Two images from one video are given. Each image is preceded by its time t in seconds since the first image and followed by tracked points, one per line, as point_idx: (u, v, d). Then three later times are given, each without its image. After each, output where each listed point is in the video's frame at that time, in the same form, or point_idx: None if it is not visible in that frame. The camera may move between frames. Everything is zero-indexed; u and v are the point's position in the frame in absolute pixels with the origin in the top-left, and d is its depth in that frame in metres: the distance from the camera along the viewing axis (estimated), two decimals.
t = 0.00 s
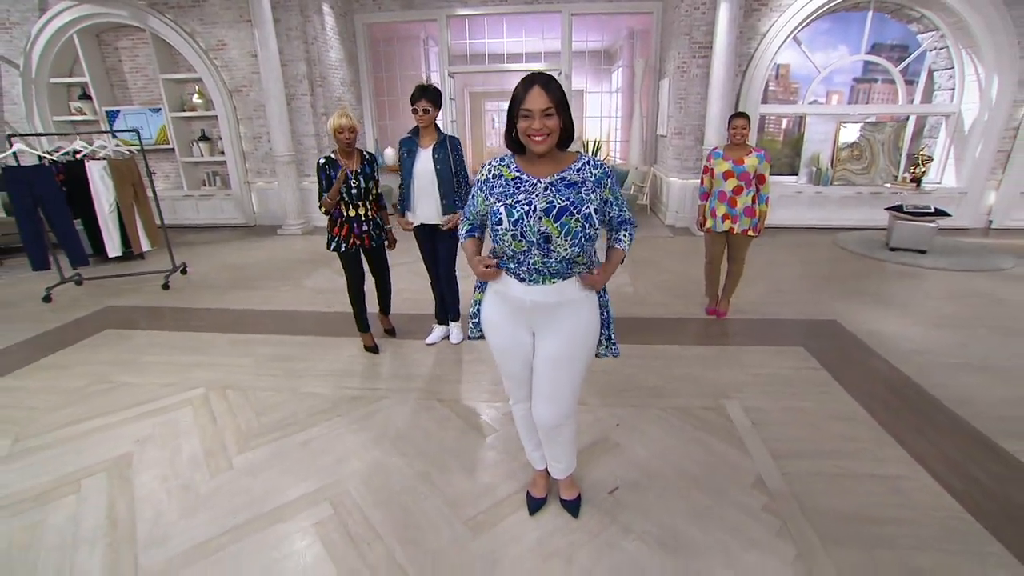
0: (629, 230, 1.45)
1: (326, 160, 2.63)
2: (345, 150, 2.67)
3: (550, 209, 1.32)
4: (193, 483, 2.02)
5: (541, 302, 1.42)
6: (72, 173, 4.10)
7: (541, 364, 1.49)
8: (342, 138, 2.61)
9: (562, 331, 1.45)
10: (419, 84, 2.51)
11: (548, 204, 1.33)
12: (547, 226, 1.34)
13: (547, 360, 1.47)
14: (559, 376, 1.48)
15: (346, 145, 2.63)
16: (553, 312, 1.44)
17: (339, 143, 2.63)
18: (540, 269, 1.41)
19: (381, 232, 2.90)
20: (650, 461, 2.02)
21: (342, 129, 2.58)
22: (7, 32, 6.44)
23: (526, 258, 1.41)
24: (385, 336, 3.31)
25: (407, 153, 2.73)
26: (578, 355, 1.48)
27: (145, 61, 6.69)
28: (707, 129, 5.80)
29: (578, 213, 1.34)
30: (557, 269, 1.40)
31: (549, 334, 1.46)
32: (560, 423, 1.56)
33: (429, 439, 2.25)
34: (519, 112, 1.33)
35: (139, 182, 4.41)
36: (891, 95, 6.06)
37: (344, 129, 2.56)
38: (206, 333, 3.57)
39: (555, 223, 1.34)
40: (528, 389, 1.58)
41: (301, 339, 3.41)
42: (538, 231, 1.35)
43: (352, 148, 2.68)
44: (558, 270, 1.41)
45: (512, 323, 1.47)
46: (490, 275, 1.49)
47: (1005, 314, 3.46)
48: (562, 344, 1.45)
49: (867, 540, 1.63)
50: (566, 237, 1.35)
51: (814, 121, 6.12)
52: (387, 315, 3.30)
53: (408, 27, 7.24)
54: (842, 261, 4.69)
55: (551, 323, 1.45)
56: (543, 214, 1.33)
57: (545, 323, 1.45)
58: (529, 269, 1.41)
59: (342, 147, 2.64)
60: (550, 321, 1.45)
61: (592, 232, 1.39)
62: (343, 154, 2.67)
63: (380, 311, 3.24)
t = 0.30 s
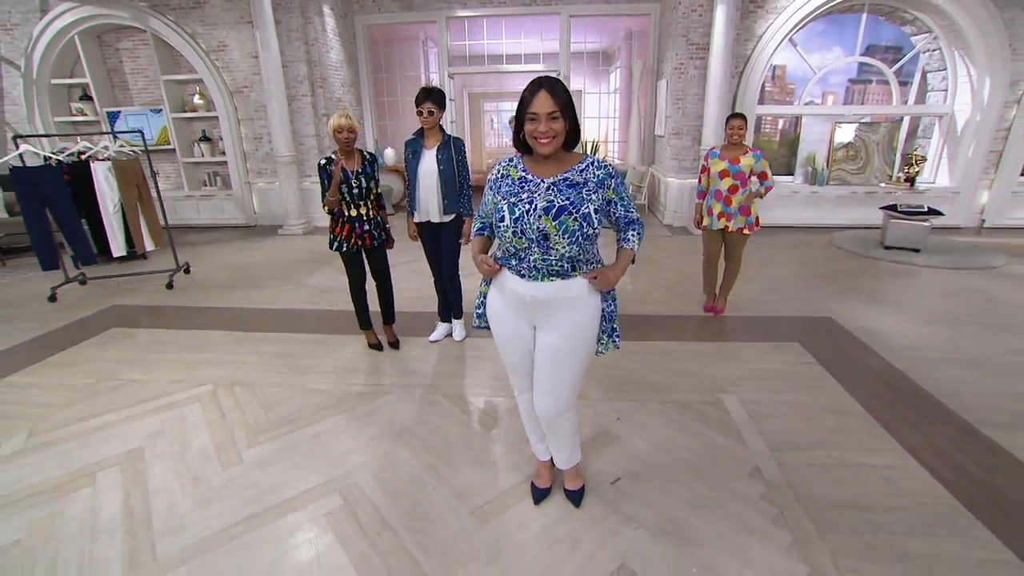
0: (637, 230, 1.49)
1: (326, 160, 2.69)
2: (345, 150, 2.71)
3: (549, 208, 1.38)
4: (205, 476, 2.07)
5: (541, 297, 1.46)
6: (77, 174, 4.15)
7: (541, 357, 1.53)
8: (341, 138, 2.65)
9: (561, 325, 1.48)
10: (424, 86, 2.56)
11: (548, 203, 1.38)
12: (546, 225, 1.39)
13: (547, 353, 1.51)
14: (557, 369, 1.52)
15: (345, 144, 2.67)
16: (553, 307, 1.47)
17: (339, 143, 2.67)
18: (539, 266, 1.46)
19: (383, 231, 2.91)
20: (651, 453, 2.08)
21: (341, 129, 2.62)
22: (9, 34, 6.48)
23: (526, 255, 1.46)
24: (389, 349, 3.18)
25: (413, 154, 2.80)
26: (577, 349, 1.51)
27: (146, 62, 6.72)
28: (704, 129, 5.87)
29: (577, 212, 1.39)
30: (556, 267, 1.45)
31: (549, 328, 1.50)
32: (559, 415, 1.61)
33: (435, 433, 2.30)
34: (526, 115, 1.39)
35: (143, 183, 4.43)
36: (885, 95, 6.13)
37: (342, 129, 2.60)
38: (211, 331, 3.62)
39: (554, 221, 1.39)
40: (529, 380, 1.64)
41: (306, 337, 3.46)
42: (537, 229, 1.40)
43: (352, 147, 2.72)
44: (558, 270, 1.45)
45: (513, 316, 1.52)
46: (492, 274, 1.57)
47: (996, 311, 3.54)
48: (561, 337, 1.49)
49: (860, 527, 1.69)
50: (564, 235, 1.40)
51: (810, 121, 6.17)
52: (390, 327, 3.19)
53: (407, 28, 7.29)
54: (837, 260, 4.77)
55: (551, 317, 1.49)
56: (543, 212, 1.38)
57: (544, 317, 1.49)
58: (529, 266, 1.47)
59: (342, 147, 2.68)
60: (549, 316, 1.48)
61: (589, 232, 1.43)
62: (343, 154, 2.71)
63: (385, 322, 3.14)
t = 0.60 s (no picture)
0: (637, 228, 1.56)
1: (329, 160, 2.72)
2: (348, 152, 2.75)
3: (557, 205, 1.44)
4: (217, 469, 2.13)
5: (550, 291, 1.52)
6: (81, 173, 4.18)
7: (548, 349, 1.58)
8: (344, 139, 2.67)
9: (567, 319, 1.54)
10: (428, 88, 2.62)
11: (556, 201, 1.44)
12: (554, 221, 1.45)
13: (553, 345, 1.57)
14: (564, 361, 1.58)
15: (348, 146, 2.69)
16: (559, 301, 1.52)
17: (343, 145, 2.70)
18: (547, 263, 1.51)
19: (385, 233, 2.88)
20: (651, 444, 2.14)
21: (344, 131, 2.63)
22: (9, 35, 6.50)
23: (535, 251, 1.52)
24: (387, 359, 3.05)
25: (417, 154, 2.85)
26: (582, 342, 1.56)
27: (146, 63, 6.74)
28: (701, 129, 5.94)
29: (583, 209, 1.45)
30: (563, 263, 1.50)
31: (555, 320, 1.55)
32: (564, 406, 1.67)
33: (441, 426, 2.36)
34: (533, 116, 1.44)
35: (146, 182, 4.50)
36: (879, 96, 6.22)
37: (345, 131, 2.60)
38: (215, 329, 3.66)
39: (562, 218, 1.44)
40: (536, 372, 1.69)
41: (310, 334, 3.51)
42: (545, 226, 1.46)
43: (355, 149, 2.75)
44: (563, 265, 1.51)
45: (521, 310, 1.57)
46: (501, 269, 1.60)
47: (986, 307, 3.62)
48: (568, 330, 1.54)
49: (853, 512, 1.76)
50: (571, 232, 1.46)
51: (805, 121, 6.24)
52: (387, 337, 3.05)
53: (406, 29, 7.34)
54: (833, 258, 4.84)
55: (557, 312, 1.54)
56: (551, 210, 1.44)
57: (551, 311, 1.55)
58: (538, 262, 1.52)
59: (344, 149, 2.71)
60: (555, 310, 1.54)
61: (596, 228, 1.49)
62: (346, 156, 2.75)
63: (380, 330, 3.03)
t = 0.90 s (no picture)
0: (634, 225, 1.61)
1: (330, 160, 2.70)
2: (350, 151, 2.72)
3: (567, 202, 1.49)
4: (226, 462, 2.16)
5: (560, 286, 1.58)
6: (81, 173, 4.20)
7: (557, 342, 1.64)
8: (347, 139, 2.65)
9: (577, 312, 1.59)
10: (429, 89, 2.65)
11: (566, 197, 1.49)
12: (565, 217, 1.51)
13: (562, 337, 1.62)
14: (573, 353, 1.63)
15: (351, 145, 2.67)
16: (569, 294, 1.58)
17: (344, 144, 2.68)
18: (559, 257, 1.57)
19: (386, 234, 2.87)
20: (651, 436, 2.20)
21: (346, 130, 2.62)
22: (4, 35, 6.48)
23: (546, 247, 1.57)
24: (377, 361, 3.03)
25: (419, 153, 2.90)
26: (590, 335, 1.62)
27: (143, 62, 6.74)
28: (696, 129, 6.02)
29: (593, 205, 1.51)
30: (574, 256, 1.57)
31: (565, 314, 1.61)
32: (572, 396, 1.72)
33: (445, 420, 2.41)
34: (539, 114, 1.49)
35: (146, 182, 4.50)
36: (871, 97, 6.32)
37: (346, 130, 2.59)
38: (217, 328, 3.69)
39: (572, 214, 1.50)
40: (543, 365, 1.74)
41: (312, 332, 3.55)
42: (556, 222, 1.51)
43: (357, 149, 2.72)
44: (572, 258, 1.57)
45: (531, 305, 1.62)
46: (509, 266, 1.63)
47: (974, 302, 3.71)
48: (577, 323, 1.60)
49: (846, 498, 1.82)
50: (582, 227, 1.52)
51: (799, 121, 6.32)
52: (382, 337, 3.06)
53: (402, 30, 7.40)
54: (826, 255, 4.92)
55: (566, 305, 1.60)
56: (562, 206, 1.50)
57: (561, 304, 1.60)
58: (550, 257, 1.57)
59: (346, 148, 2.68)
60: (565, 302, 1.59)
61: (604, 223, 1.56)
62: (348, 155, 2.73)
63: (375, 331, 3.04)
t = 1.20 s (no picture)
0: (637, 220, 1.67)
1: (334, 161, 2.72)
2: (354, 151, 2.71)
3: (573, 197, 1.54)
4: (236, 456, 2.20)
5: (566, 280, 1.63)
6: (84, 173, 4.22)
7: (563, 335, 1.68)
8: (352, 138, 2.63)
9: (583, 304, 1.64)
10: (431, 90, 2.70)
11: (571, 193, 1.55)
12: (570, 213, 1.56)
13: (568, 329, 1.66)
14: (579, 345, 1.68)
15: (354, 145, 2.66)
16: (575, 287, 1.63)
17: (349, 143, 2.66)
18: (565, 252, 1.62)
19: (390, 235, 2.92)
20: (653, 428, 2.25)
21: (352, 130, 2.61)
22: (3, 34, 6.47)
23: (552, 242, 1.61)
24: (381, 357, 3.07)
25: (422, 153, 2.95)
26: (596, 327, 1.67)
27: (142, 63, 6.75)
28: (694, 129, 6.08)
29: (597, 201, 1.57)
30: (579, 251, 1.62)
31: (571, 307, 1.65)
32: (578, 388, 1.76)
33: (450, 414, 2.45)
34: (544, 113, 1.54)
35: (148, 181, 4.50)
36: (865, 97, 6.39)
37: (352, 130, 2.59)
38: (221, 326, 3.71)
39: (578, 210, 1.56)
40: (550, 358, 1.79)
41: (316, 329, 3.58)
42: (562, 217, 1.57)
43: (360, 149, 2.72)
44: (577, 252, 1.62)
45: (538, 299, 1.67)
46: (517, 262, 1.69)
47: (967, 299, 3.77)
48: (583, 316, 1.65)
49: (842, 486, 1.88)
50: (587, 222, 1.57)
51: (794, 121, 6.39)
52: (384, 336, 3.10)
53: (401, 31, 7.47)
54: (822, 253, 4.99)
55: (572, 298, 1.64)
56: (567, 202, 1.55)
57: (567, 297, 1.65)
58: (556, 252, 1.62)
59: (351, 148, 2.67)
60: (571, 295, 1.64)
61: (607, 218, 1.61)
62: (351, 155, 2.72)
63: (378, 330, 3.07)
